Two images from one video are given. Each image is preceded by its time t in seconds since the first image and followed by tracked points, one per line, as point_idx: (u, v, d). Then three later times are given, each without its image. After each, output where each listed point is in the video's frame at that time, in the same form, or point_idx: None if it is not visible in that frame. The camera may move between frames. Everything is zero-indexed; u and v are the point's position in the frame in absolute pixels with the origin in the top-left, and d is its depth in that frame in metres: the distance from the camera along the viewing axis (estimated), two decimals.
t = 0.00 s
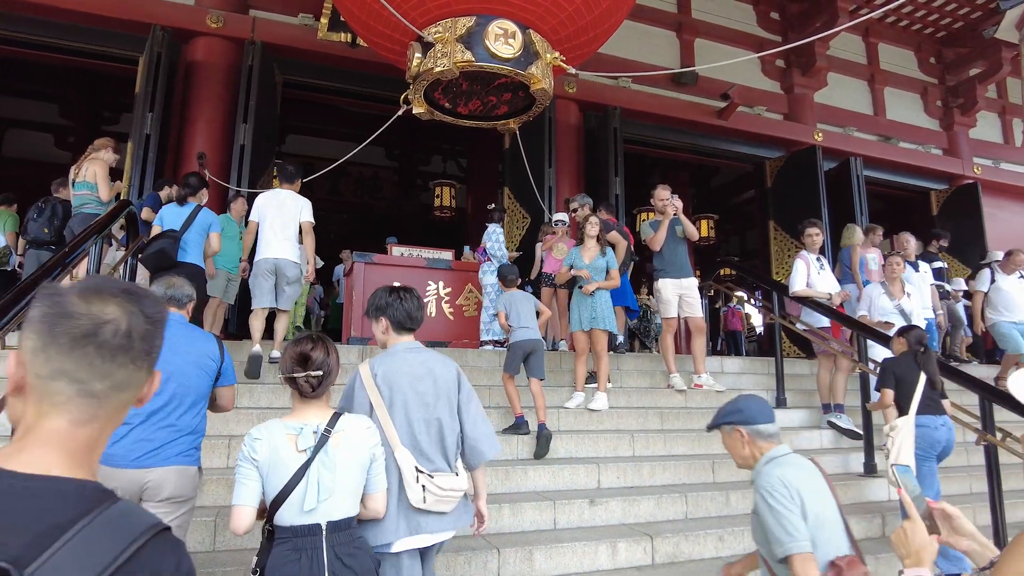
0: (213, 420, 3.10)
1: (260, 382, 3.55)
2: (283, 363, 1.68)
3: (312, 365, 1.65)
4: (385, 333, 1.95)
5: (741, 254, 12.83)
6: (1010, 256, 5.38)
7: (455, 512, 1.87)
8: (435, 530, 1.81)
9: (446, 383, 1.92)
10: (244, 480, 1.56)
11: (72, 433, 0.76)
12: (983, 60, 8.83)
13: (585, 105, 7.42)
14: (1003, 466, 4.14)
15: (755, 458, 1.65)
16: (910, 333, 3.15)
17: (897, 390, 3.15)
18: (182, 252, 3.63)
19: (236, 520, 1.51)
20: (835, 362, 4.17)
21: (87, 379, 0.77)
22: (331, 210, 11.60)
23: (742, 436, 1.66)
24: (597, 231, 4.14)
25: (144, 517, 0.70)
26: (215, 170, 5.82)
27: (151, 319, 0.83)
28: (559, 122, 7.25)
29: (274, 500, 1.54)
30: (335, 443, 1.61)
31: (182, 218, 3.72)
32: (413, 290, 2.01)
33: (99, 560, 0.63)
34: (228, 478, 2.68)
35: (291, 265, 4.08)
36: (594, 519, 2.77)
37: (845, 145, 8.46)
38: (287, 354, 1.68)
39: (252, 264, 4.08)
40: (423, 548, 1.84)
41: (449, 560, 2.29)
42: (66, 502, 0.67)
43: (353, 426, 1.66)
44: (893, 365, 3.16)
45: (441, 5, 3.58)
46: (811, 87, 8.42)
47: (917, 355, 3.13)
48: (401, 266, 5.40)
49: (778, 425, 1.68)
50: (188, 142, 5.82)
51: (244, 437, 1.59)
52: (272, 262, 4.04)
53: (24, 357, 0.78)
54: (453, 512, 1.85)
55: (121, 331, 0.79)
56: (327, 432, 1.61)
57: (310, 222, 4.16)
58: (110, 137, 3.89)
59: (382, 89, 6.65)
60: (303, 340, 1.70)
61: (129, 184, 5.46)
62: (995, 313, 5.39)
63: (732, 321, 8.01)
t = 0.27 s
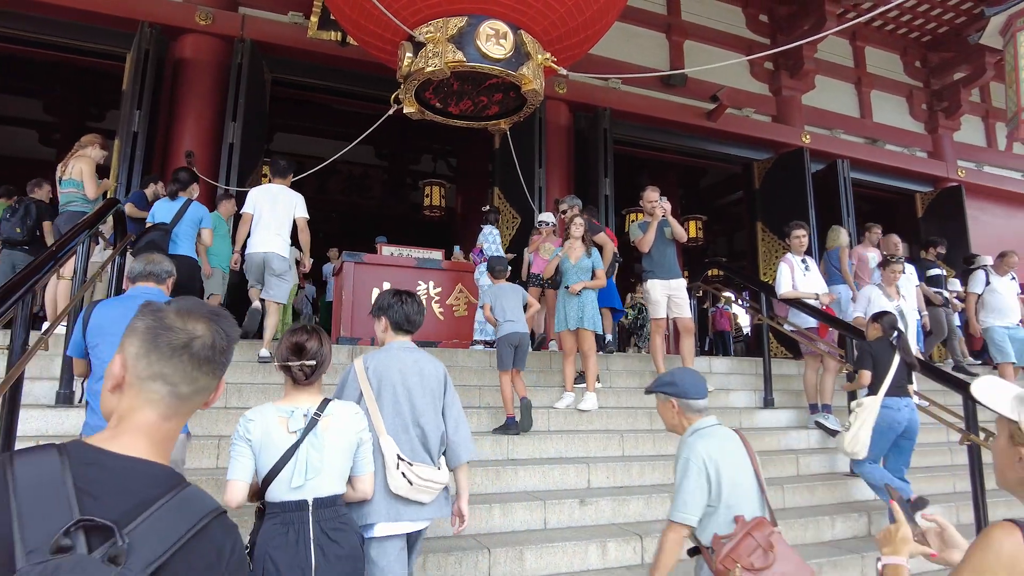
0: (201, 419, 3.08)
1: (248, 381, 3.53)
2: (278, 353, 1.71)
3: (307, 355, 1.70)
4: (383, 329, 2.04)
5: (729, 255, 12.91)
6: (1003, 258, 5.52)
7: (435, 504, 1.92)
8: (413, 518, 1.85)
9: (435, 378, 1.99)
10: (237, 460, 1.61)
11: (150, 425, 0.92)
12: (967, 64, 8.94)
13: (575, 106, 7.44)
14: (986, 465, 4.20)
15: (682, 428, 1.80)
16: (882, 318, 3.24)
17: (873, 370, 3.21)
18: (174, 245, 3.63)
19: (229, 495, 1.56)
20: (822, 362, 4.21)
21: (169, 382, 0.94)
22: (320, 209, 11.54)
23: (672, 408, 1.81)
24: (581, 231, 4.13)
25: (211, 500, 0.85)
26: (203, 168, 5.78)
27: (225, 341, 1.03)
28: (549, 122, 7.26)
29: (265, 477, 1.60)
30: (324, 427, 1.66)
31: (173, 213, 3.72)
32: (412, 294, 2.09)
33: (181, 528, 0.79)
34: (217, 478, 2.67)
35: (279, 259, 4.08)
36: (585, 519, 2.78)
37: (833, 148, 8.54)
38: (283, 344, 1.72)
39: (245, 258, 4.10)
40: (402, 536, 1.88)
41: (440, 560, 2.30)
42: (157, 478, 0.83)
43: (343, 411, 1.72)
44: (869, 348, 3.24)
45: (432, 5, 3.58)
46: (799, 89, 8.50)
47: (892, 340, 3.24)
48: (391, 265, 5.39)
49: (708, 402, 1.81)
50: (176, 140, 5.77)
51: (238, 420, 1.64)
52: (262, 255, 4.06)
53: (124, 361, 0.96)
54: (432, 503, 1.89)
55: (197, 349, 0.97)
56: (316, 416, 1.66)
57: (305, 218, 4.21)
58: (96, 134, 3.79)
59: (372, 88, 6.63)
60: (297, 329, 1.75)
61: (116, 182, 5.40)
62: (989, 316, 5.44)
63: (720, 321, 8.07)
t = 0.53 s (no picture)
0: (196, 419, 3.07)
1: (241, 380, 3.51)
2: (274, 322, 1.90)
3: (300, 324, 1.89)
4: (388, 299, 2.25)
5: (722, 256, 12.96)
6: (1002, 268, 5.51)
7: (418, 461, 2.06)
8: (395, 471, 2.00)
9: (429, 347, 2.17)
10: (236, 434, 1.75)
11: (157, 427, 1.05)
12: (957, 67, 9.02)
13: (569, 107, 7.45)
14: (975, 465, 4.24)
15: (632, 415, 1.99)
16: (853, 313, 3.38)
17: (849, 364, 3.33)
18: (177, 243, 3.68)
19: (232, 466, 1.72)
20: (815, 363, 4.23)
21: (174, 387, 1.08)
22: (313, 208, 11.50)
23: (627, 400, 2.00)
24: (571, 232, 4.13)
25: (211, 490, 0.98)
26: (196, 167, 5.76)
27: (221, 351, 1.19)
28: (543, 123, 7.27)
29: (262, 447, 1.74)
30: (317, 401, 1.80)
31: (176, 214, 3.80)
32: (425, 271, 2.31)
33: (188, 513, 0.93)
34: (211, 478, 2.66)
35: (271, 255, 4.06)
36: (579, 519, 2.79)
37: (825, 149, 8.59)
38: (278, 314, 1.91)
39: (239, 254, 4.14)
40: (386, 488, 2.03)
41: (434, 559, 2.31)
42: (165, 471, 0.96)
43: (337, 381, 1.87)
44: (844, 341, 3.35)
45: (427, 5, 3.58)
46: (791, 91, 8.55)
47: (863, 335, 3.37)
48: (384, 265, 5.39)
49: (657, 391, 2.01)
50: (169, 138, 5.74)
51: (236, 395, 1.78)
52: (253, 252, 4.04)
53: (133, 368, 1.09)
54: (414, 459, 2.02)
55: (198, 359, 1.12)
56: (310, 390, 1.81)
57: (297, 217, 4.20)
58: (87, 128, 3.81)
59: (366, 87, 6.61)
60: (296, 306, 1.94)
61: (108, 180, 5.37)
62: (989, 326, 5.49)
63: (713, 321, 8.09)
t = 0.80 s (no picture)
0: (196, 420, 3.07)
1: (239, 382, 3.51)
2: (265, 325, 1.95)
3: (292, 326, 1.94)
4: (374, 302, 2.25)
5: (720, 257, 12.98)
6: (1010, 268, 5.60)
7: (409, 458, 2.08)
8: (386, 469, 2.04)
9: (418, 347, 2.19)
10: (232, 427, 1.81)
11: (123, 427, 1.17)
12: (954, 69, 9.05)
13: (567, 108, 7.46)
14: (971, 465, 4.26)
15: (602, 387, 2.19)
16: (831, 300, 3.63)
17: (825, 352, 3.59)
18: (188, 233, 3.69)
19: (230, 460, 1.78)
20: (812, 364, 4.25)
21: (137, 391, 1.20)
22: (311, 208, 11.49)
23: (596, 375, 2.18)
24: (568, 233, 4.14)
25: (177, 482, 1.13)
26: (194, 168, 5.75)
27: (179, 354, 1.31)
28: (542, 124, 7.28)
29: (257, 442, 1.79)
30: (311, 397, 1.86)
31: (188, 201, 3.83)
32: (409, 273, 2.27)
33: (160, 504, 1.07)
34: (211, 480, 2.66)
35: (276, 248, 4.13)
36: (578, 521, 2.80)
37: (822, 151, 8.61)
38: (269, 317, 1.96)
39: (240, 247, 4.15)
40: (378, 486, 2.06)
41: (434, 560, 2.31)
42: (135, 468, 1.09)
43: (329, 380, 1.92)
44: (823, 330, 3.61)
45: (426, 6, 3.58)
46: (789, 92, 8.57)
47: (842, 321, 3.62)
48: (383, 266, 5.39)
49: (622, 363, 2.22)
50: (166, 139, 5.74)
51: (233, 392, 1.84)
52: (258, 244, 4.09)
53: (95, 375, 1.21)
54: (405, 456, 2.05)
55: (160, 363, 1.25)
56: (304, 387, 1.86)
57: (294, 207, 4.24)
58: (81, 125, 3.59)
59: (364, 88, 6.62)
60: (285, 309, 1.98)
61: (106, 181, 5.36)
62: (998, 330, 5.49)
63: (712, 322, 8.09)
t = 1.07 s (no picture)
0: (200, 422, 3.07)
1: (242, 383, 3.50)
2: (259, 311, 2.05)
3: (285, 314, 2.04)
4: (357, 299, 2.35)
5: (721, 258, 12.98)
6: None
7: (400, 441, 2.20)
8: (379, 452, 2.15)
9: (401, 336, 2.31)
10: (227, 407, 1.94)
11: (110, 418, 1.23)
12: (955, 71, 9.06)
13: (569, 110, 7.46)
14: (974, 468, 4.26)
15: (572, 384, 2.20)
16: (824, 297, 3.68)
17: (814, 346, 3.71)
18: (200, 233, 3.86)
19: (224, 428, 1.87)
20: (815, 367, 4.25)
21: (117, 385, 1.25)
22: (312, 210, 11.50)
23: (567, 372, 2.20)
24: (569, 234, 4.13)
25: (164, 466, 1.19)
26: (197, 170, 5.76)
27: (152, 347, 1.34)
28: (543, 126, 7.28)
29: (252, 417, 1.91)
30: (301, 376, 1.99)
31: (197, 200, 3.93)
32: (386, 264, 2.36)
33: (152, 487, 1.14)
34: (216, 483, 2.66)
35: (285, 252, 4.15)
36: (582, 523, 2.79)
37: (823, 152, 8.62)
38: (262, 304, 2.06)
39: (246, 251, 4.14)
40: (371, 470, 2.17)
41: (438, 562, 2.31)
42: (125, 455, 1.17)
43: (316, 364, 2.05)
44: (812, 325, 3.75)
45: (430, 9, 3.58)
46: (790, 95, 8.58)
47: (832, 318, 3.72)
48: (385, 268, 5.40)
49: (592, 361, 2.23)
50: (169, 140, 5.75)
51: (229, 373, 1.97)
52: (265, 248, 4.10)
53: (74, 371, 1.25)
54: (395, 439, 2.17)
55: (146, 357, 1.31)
56: (295, 367, 2.00)
57: (300, 214, 4.21)
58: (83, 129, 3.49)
59: (366, 91, 6.63)
60: (276, 297, 2.07)
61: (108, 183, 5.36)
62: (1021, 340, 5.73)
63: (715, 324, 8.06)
